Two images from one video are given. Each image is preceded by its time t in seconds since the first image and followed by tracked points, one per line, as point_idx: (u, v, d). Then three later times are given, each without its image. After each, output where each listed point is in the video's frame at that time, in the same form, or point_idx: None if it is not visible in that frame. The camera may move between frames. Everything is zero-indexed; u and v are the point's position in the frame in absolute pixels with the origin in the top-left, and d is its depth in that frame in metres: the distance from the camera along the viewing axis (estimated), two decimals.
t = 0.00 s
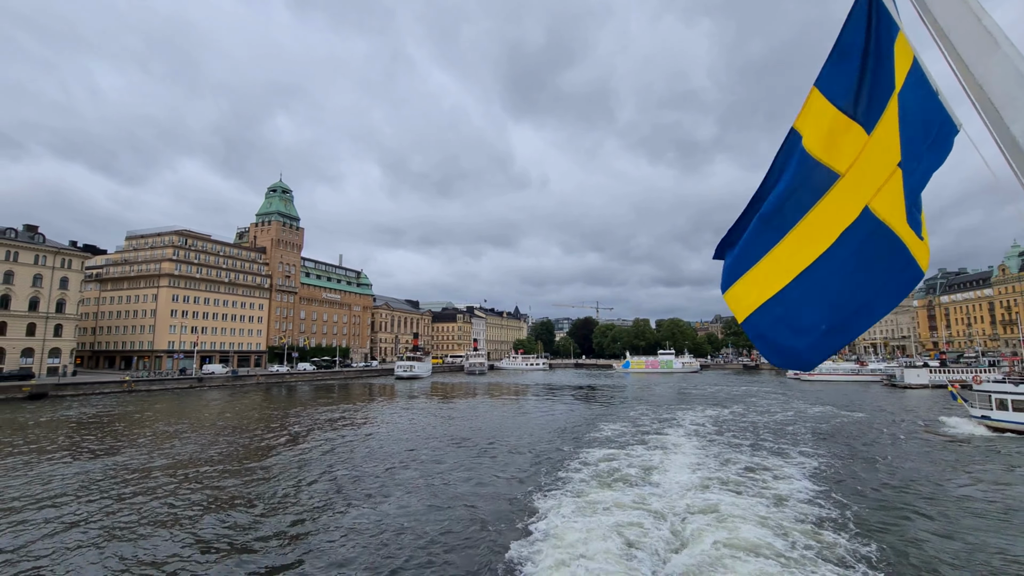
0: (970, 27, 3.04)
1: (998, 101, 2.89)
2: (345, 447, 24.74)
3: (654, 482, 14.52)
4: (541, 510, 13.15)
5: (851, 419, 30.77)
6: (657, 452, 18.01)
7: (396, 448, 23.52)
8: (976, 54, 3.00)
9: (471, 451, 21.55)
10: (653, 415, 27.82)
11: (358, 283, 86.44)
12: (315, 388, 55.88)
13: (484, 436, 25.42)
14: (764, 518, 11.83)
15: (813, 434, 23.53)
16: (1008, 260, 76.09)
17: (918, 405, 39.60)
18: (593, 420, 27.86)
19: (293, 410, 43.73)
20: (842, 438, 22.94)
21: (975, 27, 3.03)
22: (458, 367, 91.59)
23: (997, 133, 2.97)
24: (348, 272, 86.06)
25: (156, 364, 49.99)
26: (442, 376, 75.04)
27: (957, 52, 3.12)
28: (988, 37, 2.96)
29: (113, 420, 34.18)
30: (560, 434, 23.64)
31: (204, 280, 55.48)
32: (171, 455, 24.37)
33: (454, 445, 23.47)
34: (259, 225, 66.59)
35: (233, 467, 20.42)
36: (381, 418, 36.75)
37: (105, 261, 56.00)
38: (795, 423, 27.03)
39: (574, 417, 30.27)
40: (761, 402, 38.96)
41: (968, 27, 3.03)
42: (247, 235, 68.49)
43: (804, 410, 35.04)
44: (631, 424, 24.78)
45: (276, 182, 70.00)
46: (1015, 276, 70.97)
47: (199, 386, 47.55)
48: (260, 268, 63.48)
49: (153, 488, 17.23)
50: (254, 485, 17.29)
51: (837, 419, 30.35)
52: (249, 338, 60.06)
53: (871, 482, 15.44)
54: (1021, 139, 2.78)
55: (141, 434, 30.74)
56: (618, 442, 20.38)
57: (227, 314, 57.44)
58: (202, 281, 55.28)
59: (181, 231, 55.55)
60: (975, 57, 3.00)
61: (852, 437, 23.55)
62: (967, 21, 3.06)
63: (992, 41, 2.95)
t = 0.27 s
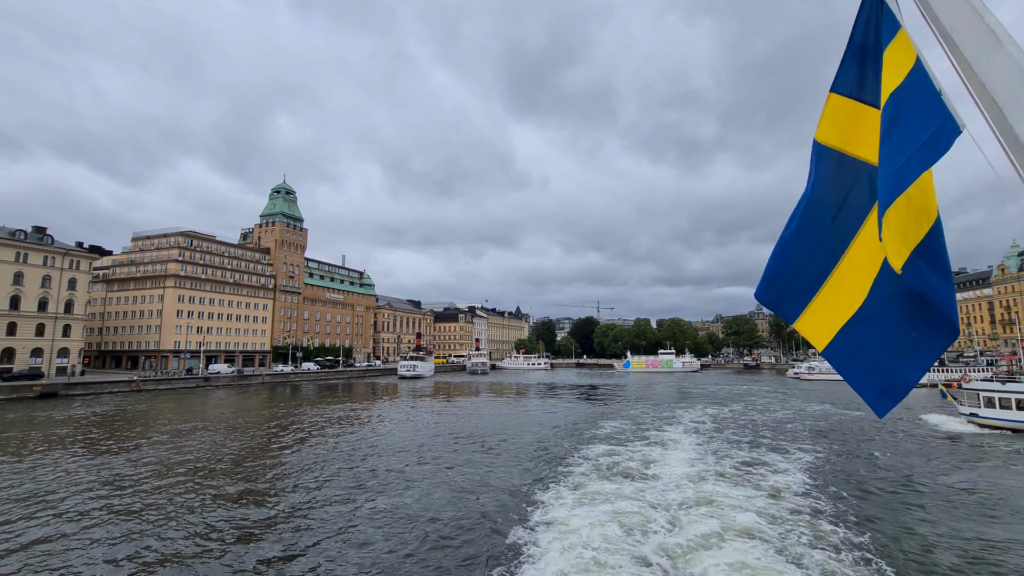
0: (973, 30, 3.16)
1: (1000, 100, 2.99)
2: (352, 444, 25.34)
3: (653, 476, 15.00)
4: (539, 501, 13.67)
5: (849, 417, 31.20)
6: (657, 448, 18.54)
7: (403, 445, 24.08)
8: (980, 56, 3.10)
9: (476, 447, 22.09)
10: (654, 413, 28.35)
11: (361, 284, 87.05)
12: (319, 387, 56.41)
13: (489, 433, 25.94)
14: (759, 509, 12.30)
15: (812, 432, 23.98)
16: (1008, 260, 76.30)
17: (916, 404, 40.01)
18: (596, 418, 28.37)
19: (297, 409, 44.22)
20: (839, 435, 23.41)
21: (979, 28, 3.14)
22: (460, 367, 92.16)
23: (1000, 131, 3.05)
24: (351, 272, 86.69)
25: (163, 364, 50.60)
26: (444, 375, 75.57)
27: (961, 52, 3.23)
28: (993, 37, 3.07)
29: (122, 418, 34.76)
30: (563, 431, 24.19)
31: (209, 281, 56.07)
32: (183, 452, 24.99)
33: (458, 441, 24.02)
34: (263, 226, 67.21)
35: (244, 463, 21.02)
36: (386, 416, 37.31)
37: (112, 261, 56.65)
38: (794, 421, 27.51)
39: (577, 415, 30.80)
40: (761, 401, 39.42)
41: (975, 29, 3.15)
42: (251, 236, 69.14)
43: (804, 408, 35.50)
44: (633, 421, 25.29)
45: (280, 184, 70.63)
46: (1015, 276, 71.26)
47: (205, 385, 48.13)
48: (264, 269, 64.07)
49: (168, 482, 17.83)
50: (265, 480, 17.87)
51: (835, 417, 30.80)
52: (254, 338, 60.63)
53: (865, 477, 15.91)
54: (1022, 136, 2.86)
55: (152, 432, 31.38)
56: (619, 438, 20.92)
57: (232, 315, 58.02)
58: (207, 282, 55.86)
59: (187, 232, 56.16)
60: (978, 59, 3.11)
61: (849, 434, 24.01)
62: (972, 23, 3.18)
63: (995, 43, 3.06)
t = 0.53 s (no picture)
0: (973, 25, 2.92)
1: (1001, 98, 2.77)
2: (359, 441, 25.87)
3: (653, 470, 15.39)
4: (540, 493, 14.20)
5: (848, 415, 31.58)
6: (658, 444, 19.01)
7: (408, 441, 24.59)
8: (982, 52, 2.86)
9: (480, 443, 22.59)
10: (655, 411, 28.83)
11: (365, 284, 87.67)
12: (323, 386, 56.92)
13: (493, 431, 26.42)
14: (755, 501, 12.70)
15: (811, 430, 24.29)
16: (1008, 259, 76.50)
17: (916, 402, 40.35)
18: (598, 416, 28.83)
19: (302, 408, 44.68)
20: (838, 432, 23.78)
21: (979, 25, 2.90)
22: (463, 366, 92.73)
23: (1001, 131, 2.84)
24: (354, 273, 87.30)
25: (170, 363, 51.20)
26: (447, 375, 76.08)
27: (962, 52, 2.99)
28: (994, 33, 2.84)
29: (132, 416, 35.34)
30: (566, 428, 24.67)
31: (215, 282, 56.62)
32: (195, 448, 25.57)
33: (462, 438, 24.53)
34: (268, 227, 67.79)
35: (254, 459, 21.57)
36: (392, 415, 37.86)
37: (118, 262, 57.29)
38: (793, 419, 27.90)
39: (579, 413, 31.28)
40: (762, 399, 39.82)
41: (974, 24, 2.91)
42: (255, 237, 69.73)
43: (804, 406, 35.89)
44: (634, 419, 25.74)
45: (284, 185, 71.22)
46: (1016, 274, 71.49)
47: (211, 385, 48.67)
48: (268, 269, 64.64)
49: (183, 475, 18.39)
50: (276, 473, 18.42)
51: (834, 415, 31.19)
52: (258, 338, 61.19)
53: (860, 472, 16.28)
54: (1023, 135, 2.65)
55: (161, 430, 31.92)
56: (621, 435, 21.39)
57: (237, 315, 58.58)
58: (213, 282, 56.41)
59: (193, 233, 56.73)
60: (979, 55, 2.87)
61: (847, 431, 24.39)
62: (970, 17, 2.94)
63: (997, 39, 2.83)
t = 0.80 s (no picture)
0: (977, 25, 3.14)
1: (1001, 95, 3.00)
2: (366, 438, 26.46)
3: (654, 464, 15.87)
4: (543, 485, 14.77)
5: (846, 413, 32.06)
6: (659, 440, 19.55)
7: (415, 439, 25.16)
8: (984, 51, 3.09)
9: (486, 440, 23.16)
10: (656, 409, 29.38)
11: (368, 284, 88.33)
12: (328, 386, 57.54)
13: (497, 428, 26.99)
14: (751, 492, 13.22)
15: (810, 427, 24.79)
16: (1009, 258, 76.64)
17: (914, 400, 40.79)
18: (600, 414, 29.37)
19: (308, 407, 45.25)
20: (835, 430, 24.28)
21: (979, 23, 3.14)
22: (465, 366, 93.34)
23: (1001, 127, 3.07)
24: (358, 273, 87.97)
25: (177, 364, 51.87)
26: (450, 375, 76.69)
27: (963, 48, 3.23)
28: (997, 35, 3.06)
29: (141, 415, 35.96)
30: (568, 426, 25.24)
31: (221, 283, 57.24)
32: (206, 446, 26.19)
33: (467, 435, 25.11)
34: (273, 229, 68.49)
35: (265, 455, 22.16)
36: (397, 413, 38.44)
37: (126, 263, 57.97)
38: (792, 416, 28.40)
39: (582, 411, 31.84)
40: (762, 398, 40.34)
41: (978, 25, 3.14)
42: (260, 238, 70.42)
43: (803, 405, 36.38)
44: (636, 416, 26.27)
45: (289, 187, 71.92)
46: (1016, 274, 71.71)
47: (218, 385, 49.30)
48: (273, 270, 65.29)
49: (197, 469, 19.00)
50: (287, 468, 19.03)
51: (833, 413, 31.66)
52: (264, 339, 61.86)
53: (857, 466, 16.76)
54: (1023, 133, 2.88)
55: (171, 429, 32.52)
56: (623, 431, 21.94)
57: (243, 316, 59.26)
58: (219, 283, 57.04)
59: (199, 234, 57.27)
60: (982, 54, 3.09)
61: (845, 428, 24.89)
62: (974, 18, 3.16)
63: (999, 39, 3.05)
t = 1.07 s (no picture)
0: (976, 22, 2.97)
1: (1003, 96, 2.82)
2: (372, 436, 27.00)
3: (652, 459, 16.34)
4: (544, 480, 15.27)
5: (845, 411, 32.48)
6: (659, 437, 20.03)
7: (420, 436, 25.67)
8: (983, 48, 2.92)
9: (489, 438, 23.66)
10: (657, 407, 29.85)
11: (371, 285, 88.90)
12: (332, 386, 58.03)
13: (501, 426, 27.48)
14: (746, 484, 13.78)
15: (808, 424, 25.27)
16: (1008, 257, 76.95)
17: (913, 399, 41.18)
18: (602, 412, 29.85)
19: (312, 407, 45.72)
20: (832, 428, 24.72)
21: (979, 22, 2.96)
22: (468, 365, 93.87)
23: (1002, 127, 2.88)
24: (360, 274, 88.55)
25: (183, 364, 52.42)
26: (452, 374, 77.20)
27: (963, 46, 3.04)
28: (996, 32, 2.88)
29: (149, 414, 36.50)
30: (571, 423, 25.73)
31: (226, 283, 57.76)
32: (216, 443, 26.73)
33: (471, 433, 25.62)
34: (276, 230, 69.07)
35: (275, 452, 22.70)
36: (401, 412, 38.97)
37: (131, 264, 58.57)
38: (791, 415, 28.84)
39: (584, 410, 32.33)
40: (762, 397, 40.77)
41: (975, 22, 2.97)
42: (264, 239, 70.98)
43: (802, 403, 36.84)
44: (637, 415, 26.76)
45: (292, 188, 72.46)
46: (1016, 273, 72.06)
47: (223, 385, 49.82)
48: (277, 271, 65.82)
49: (209, 465, 19.55)
50: (297, 463, 19.60)
51: (831, 411, 32.07)
52: (268, 339, 62.41)
53: (852, 463, 17.16)
54: None
55: (180, 428, 33.06)
56: (623, 429, 22.43)
57: (247, 317, 59.82)
58: (224, 284, 57.54)
59: (204, 236, 57.72)
60: (981, 51, 2.92)
61: (843, 426, 25.32)
62: (973, 15, 2.98)
63: (998, 36, 2.88)
